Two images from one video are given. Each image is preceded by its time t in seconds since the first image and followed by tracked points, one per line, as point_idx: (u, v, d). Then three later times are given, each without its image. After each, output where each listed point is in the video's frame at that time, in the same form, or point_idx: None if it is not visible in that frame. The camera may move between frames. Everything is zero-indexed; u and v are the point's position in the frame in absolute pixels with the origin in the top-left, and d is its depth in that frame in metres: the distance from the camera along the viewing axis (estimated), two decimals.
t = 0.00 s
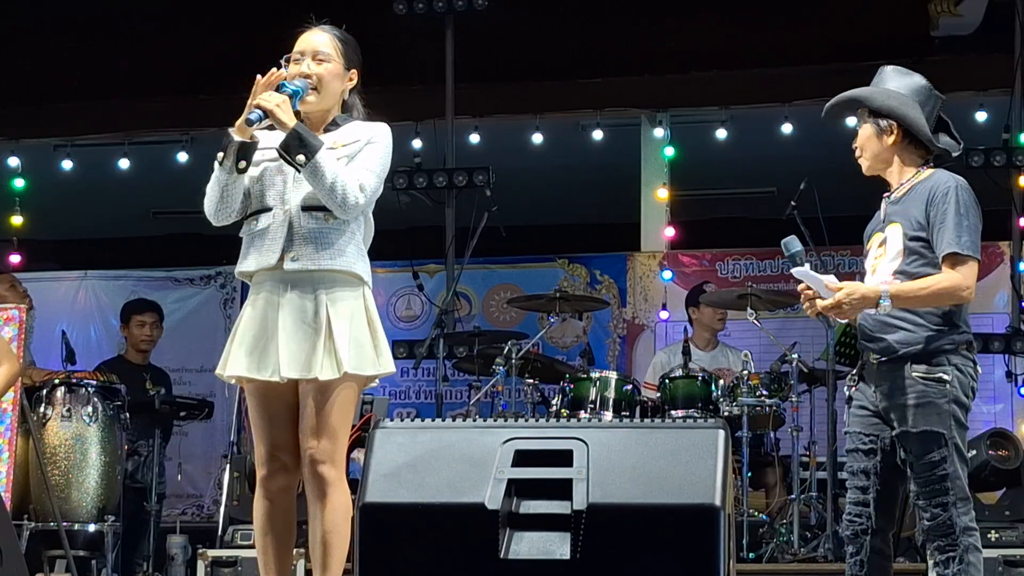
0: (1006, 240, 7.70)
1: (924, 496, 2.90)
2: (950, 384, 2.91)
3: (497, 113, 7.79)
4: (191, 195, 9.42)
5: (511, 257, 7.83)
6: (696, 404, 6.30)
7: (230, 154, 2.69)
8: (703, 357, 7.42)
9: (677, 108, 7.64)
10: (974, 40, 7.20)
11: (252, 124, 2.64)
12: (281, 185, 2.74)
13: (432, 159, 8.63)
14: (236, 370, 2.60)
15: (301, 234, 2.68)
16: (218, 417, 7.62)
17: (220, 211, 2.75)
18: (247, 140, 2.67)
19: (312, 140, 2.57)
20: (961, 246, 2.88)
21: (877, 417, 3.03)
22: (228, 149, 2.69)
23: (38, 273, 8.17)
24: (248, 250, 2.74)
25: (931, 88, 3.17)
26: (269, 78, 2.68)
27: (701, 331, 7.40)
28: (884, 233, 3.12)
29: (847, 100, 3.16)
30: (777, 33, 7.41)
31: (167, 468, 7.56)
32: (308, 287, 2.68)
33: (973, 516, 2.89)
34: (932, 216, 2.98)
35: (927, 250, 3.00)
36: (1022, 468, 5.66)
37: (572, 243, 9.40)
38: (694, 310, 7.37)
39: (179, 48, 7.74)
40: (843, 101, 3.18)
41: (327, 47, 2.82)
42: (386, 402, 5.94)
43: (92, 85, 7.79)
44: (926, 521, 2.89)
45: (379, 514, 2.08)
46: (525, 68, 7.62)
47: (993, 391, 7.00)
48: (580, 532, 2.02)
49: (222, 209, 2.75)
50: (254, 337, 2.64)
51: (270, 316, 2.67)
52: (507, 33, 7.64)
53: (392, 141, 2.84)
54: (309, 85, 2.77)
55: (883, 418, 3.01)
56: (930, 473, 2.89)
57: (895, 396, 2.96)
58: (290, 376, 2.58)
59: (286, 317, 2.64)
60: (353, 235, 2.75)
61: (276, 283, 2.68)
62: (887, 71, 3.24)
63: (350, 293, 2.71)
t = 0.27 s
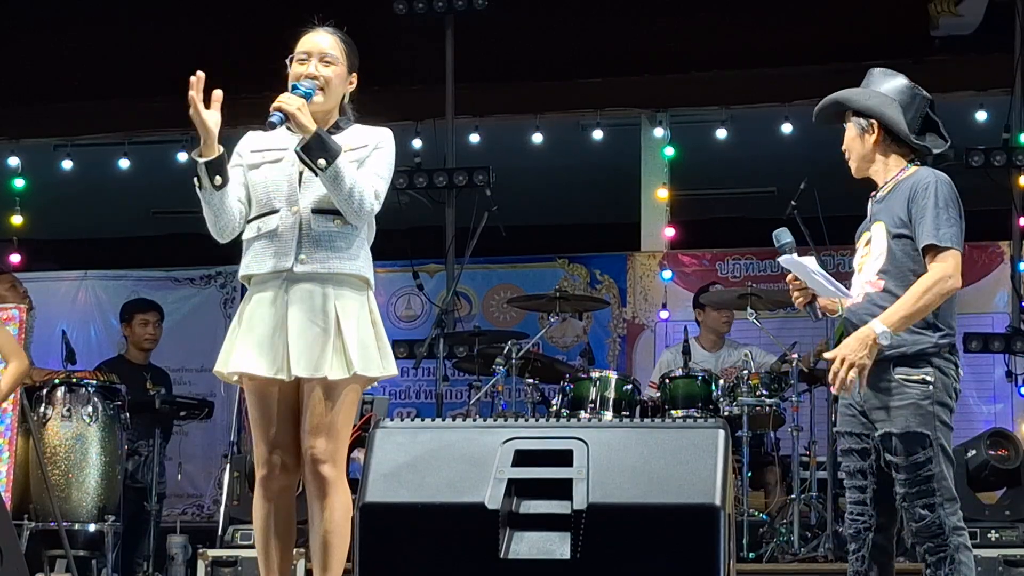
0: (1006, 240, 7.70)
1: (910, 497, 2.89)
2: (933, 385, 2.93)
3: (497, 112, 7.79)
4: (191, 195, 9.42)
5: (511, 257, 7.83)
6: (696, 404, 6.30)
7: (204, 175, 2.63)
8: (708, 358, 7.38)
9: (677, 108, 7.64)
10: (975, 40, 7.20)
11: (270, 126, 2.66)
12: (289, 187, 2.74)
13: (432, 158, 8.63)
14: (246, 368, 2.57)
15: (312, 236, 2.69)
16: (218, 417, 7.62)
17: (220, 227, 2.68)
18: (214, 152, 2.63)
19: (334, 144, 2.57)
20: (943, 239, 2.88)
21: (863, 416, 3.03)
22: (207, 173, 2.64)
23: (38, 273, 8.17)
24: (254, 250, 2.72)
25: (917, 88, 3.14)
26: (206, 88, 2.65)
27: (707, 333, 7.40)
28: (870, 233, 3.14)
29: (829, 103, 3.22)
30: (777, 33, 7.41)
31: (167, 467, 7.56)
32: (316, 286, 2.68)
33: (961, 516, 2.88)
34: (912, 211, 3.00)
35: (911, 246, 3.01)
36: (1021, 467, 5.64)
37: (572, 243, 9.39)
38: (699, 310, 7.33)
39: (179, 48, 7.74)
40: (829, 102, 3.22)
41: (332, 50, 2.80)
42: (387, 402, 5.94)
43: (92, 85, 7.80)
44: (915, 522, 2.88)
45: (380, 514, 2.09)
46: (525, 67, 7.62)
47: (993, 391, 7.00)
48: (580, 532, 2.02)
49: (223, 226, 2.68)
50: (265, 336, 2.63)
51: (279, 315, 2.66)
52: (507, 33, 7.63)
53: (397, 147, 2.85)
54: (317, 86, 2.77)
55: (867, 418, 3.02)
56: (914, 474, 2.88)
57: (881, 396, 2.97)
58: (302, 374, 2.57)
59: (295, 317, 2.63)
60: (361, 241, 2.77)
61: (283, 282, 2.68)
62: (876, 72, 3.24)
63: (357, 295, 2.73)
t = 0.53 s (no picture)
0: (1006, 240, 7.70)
1: (901, 497, 2.89)
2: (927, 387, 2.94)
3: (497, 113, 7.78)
4: (191, 195, 9.41)
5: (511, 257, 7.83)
6: (696, 405, 6.30)
7: (226, 220, 2.76)
8: (710, 359, 7.43)
9: (677, 109, 7.65)
10: (975, 40, 7.20)
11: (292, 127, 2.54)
12: (294, 189, 2.73)
13: (432, 159, 8.62)
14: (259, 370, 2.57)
15: (321, 237, 2.71)
16: (218, 417, 7.62)
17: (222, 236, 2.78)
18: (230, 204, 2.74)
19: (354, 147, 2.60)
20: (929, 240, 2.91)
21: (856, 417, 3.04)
22: (219, 217, 2.77)
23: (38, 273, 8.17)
24: (260, 251, 2.72)
25: (900, 87, 3.21)
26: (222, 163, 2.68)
27: (712, 335, 7.44)
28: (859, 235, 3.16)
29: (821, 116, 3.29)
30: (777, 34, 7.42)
31: (167, 468, 7.56)
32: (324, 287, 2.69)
33: (952, 516, 2.88)
34: (897, 210, 3.02)
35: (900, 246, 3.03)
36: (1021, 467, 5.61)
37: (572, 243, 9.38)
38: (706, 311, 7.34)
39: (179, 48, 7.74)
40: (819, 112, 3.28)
41: (334, 50, 2.81)
42: (387, 403, 5.94)
43: (92, 85, 7.80)
44: (908, 522, 2.88)
45: (380, 514, 2.09)
46: (525, 68, 7.62)
47: (993, 391, 7.00)
48: (580, 532, 2.02)
49: (225, 238, 2.79)
50: (271, 337, 2.63)
51: (287, 314, 2.66)
52: (507, 33, 7.63)
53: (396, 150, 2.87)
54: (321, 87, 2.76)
55: (861, 418, 3.02)
56: (906, 474, 2.89)
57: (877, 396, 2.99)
58: (315, 377, 2.59)
59: (304, 317, 2.64)
60: (366, 245, 2.79)
61: (289, 283, 2.68)
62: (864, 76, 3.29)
63: (364, 297, 2.75)
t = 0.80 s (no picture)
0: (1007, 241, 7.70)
1: (898, 497, 2.89)
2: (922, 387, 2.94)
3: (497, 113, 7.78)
4: (191, 195, 9.41)
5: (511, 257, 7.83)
6: (696, 405, 6.30)
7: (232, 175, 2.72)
8: (711, 360, 7.42)
9: (677, 109, 7.65)
10: (975, 41, 7.20)
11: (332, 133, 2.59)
12: (305, 186, 2.73)
13: (432, 159, 8.62)
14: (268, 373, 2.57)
15: (329, 237, 2.72)
16: (218, 418, 7.63)
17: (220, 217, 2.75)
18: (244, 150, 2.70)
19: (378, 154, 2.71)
20: (919, 226, 2.90)
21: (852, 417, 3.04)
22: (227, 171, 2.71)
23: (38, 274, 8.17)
24: (267, 247, 2.69)
25: (892, 89, 3.20)
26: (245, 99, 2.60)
27: (712, 335, 7.43)
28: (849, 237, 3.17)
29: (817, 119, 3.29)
30: (777, 34, 7.42)
31: (167, 468, 7.56)
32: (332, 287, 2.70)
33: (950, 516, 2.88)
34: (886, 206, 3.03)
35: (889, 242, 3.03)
36: (1021, 468, 5.63)
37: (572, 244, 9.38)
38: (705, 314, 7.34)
39: (179, 48, 7.74)
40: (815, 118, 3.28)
41: (337, 52, 2.82)
42: (387, 403, 5.94)
43: (92, 85, 7.80)
44: (905, 522, 2.88)
45: (381, 514, 2.09)
46: (525, 68, 7.62)
47: (993, 392, 7.00)
48: (580, 532, 2.03)
49: (222, 220, 2.75)
50: (277, 336, 2.63)
51: (294, 314, 2.66)
52: (507, 33, 7.63)
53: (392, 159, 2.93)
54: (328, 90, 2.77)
55: (857, 420, 3.01)
56: (902, 474, 2.89)
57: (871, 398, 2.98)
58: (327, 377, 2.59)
59: (315, 316, 2.65)
60: (367, 250, 2.82)
61: (297, 283, 2.68)
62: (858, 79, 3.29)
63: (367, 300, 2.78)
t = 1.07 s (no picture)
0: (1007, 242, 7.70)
1: (897, 498, 2.90)
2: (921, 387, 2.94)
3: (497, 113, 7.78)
4: (191, 196, 9.41)
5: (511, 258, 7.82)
6: (696, 406, 6.30)
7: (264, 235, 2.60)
8: (710, 361, 7.42)
9: (677, 110, 7.64)
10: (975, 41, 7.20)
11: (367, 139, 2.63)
12: (317, 187, 2.73)
13: (432, 160, 8.62)
14: (283, 373, 2.58)
15: (341, 239, 2.74)
16: (218, 418, 7.63)
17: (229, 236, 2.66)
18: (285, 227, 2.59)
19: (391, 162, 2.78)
20: (921, 211, 2.89)
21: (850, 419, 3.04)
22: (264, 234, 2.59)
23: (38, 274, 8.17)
24: (281, 248, 2.68)
25: (885, 90, 3.20)
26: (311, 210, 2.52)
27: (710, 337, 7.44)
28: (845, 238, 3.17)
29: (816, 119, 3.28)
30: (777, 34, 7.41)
31: (167, 469, 7.56)
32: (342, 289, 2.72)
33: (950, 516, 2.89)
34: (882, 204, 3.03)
35: (887, 239, 3.02)
36: (1021, 470, 5.62)
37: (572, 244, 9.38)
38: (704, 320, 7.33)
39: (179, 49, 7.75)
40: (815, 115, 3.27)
41: (338, 51, 2.84)
42: (387, 404, 5.93)
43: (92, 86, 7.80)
44: (905, 524, 2.89)
45: (381, 515, 2.09)
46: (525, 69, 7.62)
47: (993, 392, 7.00)
48: (580, 533, 2.02)
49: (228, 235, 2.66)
50: (292, 336, 2.62)
51: (308, 315, 2.65)
52: (507, 34, 7.63)
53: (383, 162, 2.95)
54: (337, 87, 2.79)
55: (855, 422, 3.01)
56: (901, 476, 2.91)
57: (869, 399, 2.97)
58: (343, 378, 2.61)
59: (329, 318, 2.66)
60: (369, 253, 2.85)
61: (310, 284, 2.68)
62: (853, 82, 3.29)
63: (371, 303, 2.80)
